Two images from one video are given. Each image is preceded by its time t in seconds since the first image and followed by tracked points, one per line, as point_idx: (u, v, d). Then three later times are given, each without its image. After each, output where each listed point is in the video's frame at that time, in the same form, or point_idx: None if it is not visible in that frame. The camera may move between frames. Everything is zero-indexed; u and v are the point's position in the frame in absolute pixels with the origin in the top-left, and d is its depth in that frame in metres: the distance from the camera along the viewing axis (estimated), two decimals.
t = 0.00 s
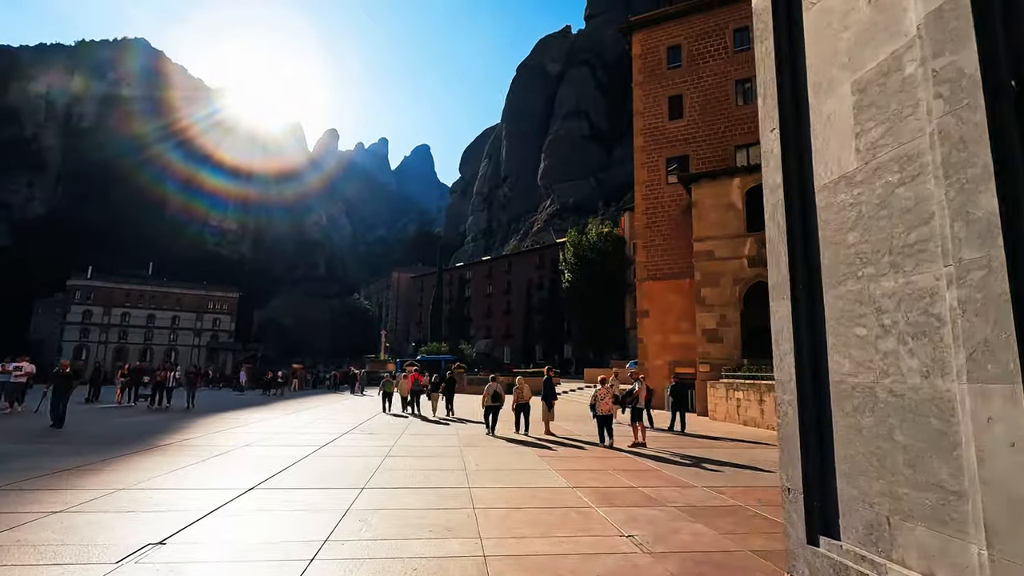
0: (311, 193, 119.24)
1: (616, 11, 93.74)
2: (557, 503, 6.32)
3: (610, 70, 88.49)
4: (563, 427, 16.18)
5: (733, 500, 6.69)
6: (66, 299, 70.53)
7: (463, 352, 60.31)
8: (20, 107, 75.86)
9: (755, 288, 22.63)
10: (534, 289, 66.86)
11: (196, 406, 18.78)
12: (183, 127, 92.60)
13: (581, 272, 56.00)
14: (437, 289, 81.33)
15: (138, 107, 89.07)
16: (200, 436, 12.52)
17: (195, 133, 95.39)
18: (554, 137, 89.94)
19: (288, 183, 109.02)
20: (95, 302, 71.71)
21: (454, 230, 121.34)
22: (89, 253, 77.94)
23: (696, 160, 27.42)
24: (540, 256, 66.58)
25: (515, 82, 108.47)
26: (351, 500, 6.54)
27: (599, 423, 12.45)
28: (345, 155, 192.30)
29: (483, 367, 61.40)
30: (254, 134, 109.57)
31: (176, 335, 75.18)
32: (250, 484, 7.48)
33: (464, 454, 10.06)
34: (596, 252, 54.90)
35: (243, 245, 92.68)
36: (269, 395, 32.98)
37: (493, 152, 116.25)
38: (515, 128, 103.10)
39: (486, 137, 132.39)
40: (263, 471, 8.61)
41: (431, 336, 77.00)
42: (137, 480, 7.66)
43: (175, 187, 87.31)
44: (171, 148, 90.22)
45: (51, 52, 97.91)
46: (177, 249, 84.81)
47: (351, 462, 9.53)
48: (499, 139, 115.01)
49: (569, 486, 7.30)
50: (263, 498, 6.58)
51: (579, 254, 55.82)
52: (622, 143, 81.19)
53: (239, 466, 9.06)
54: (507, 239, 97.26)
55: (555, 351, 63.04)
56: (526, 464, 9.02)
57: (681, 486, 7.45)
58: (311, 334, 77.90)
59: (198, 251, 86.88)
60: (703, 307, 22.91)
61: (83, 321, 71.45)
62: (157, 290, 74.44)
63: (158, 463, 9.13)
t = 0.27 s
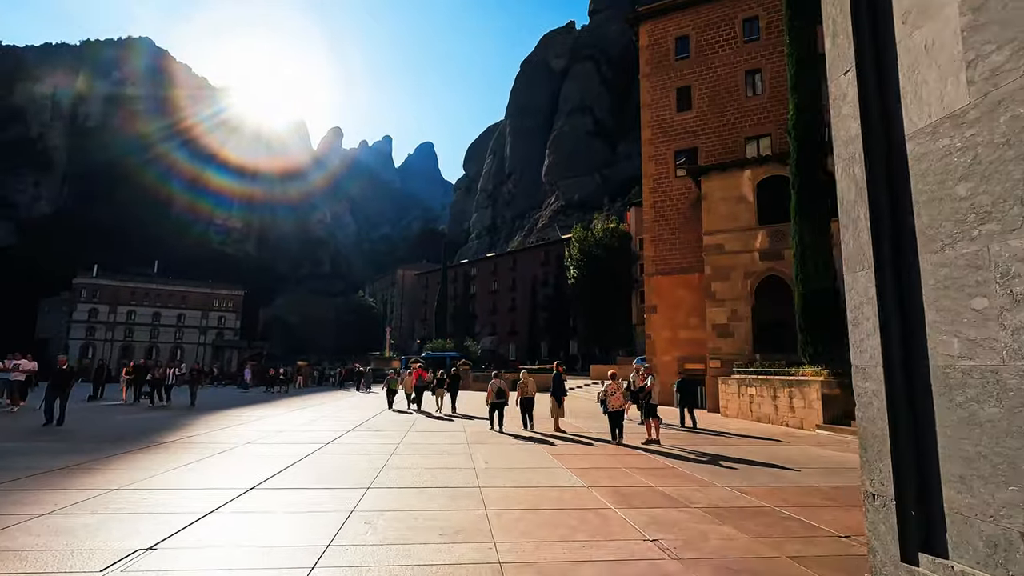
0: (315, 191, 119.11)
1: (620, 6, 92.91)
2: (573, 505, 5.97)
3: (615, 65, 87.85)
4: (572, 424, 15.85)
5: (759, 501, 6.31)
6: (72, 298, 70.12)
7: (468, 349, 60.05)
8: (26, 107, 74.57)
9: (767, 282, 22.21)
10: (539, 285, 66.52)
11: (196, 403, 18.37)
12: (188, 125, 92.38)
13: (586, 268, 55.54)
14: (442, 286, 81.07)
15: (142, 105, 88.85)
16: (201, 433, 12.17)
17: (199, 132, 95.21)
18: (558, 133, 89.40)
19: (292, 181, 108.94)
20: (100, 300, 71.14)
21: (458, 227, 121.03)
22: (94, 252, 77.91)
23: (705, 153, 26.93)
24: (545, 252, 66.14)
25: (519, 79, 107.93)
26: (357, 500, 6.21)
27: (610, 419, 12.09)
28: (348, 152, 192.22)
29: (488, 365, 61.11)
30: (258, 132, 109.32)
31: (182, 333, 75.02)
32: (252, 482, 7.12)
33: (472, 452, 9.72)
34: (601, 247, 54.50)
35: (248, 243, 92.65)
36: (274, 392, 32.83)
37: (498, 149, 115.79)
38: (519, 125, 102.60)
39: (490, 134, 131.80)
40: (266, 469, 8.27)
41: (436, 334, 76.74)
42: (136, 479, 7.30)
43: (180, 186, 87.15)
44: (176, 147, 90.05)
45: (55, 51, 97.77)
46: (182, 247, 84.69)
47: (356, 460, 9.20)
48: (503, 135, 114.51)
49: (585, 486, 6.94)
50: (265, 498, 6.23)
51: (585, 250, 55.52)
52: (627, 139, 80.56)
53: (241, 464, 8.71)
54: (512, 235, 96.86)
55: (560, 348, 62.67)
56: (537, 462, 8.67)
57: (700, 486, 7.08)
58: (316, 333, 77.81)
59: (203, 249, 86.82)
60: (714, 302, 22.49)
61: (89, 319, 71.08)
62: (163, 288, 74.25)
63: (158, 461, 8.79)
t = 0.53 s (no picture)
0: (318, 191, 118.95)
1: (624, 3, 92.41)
2: (589, 513, 5.60)
3: (618, 62, 87.39)
4: (580, 424, 15.48)
5: (786, 509, 5.91)
6: (77, 299, 70.48)
7: (472, 347, 59.74)
8: (31, 107, 74.70)
9: (778, 278, 21.76)
10: (543, 283, 66.14)
11: (197, 405, 18.01)
12: (191, 126, 92.31)
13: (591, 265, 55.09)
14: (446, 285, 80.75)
15: (146, 105, 88.80)
16: (200, 436, 11.83)
17: (203, 132, 95.16)
18: (561, 131, 88.93)
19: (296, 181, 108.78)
20: (105, 301, 71.69)
21: (462, 226, 120.64)
22: (99, 252, 77.99)
23: (713, 147, 26.50)
24: (550, 251, 65.76)
25: (523, 77, 107.52)
26: (359, 509, 5.85)
27: (621, 419, 11.71)
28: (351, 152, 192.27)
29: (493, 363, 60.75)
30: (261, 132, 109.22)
31: (186, 333, 75.16)
32: (249, 489, 6.77)
33: (480, 454, 9.34)
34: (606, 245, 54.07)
35: (252, 243, 92.54)
36: (277, 392, 32.61)
37: (501, 147, 115.34)
38: (523, 123, 102.18)
39: (493, 132, 131.51)
40: (266, 473, 7.92)
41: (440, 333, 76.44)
42: (130, 483, 6.96)
43: (183, 186, 87.08)
44: (180, 147, 90.04)
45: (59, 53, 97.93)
46: (186, 246, 84.59)
47: (359, 464, 8.83)
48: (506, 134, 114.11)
49: (601, 490, 6.58)
50: (262, 506, 5.87)
51: (590, 247, 54.98)
52: (631, 136, 80.08)
53: (239, 468, 8.36)
54: (516, 234, 96.46)
55: (565, 346, 62.28)
56: (547, 465, 8.29)
57: (721, 492, 6.69)
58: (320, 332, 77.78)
59: (207, 249, 86.72)
60: (724, 299, 22.05)
61: (94, 320, 71.50)
62: (167, 289, 74.43)
63: (154, 465, 8.43)
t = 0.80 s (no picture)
0: (322, 189, 118.87)
1: None
2: (605, 518, 5.23)
3: (622, 58, 86.66)
4: (588, 422, 15.10)
5: (817, 513, 5.51)
6: (82, 298, 70.57)
7: (477, 345, 59.44)
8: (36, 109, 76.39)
9: (790, 272, 21.33)
10: (548, 280, 65.72)
11: (198, 403, 17.73)
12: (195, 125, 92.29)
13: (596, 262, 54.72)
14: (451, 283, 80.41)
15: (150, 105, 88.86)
16: (198, 435, 11.50)
17: (206, 132, 95.15)
18: (566, 127, 88.38)
19: (300, 180, 108.74)
20: (110, 300, 71.65)
21: (466, 224, 120.32)
22: (103, 251, 77.58)
23: (721, 140, 26.02)
24: (554, 247, 65.35)
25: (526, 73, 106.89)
26: (359, 514, 5.48)
27: (632, 416, 11.31)
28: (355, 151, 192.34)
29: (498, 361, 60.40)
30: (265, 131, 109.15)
31: (191, 332, 75.34)
32: (243, 492, 6.40)
33: (487, 454, 9.00)
34: (611, 242, 53.71)
35: (256, 242, 92.49)
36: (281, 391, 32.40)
37: (505, 144, 114.83)
38: (526, 120, 101.64)
39: (497, 130, 130.98)
40: (262, 475, 7.55)
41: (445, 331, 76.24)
42: (118, 485, 6.61)
43: (187, 185, 87.04)
44: (184, 147, 90.08)
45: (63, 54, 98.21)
46: (190, 245, 84.56)
47: (361, 465, 8.46)
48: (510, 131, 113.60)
49: (617, 493, 6.21)
50: (255, 511, 5.50)
51: (595, 244, 54.54)
52: (636, 132, 79.46)
53: (236, 469, 8.00)
54: (520, 231, 96.03)
55: (570, 344, 61.89)
56: (559, 465, 7.94)
57: (744, 494, 6.29)
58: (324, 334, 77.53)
59: (211, 248, 86.64)
60: (734, 293, 21.62)
61: (100, 319, 71.44)
62: (171, 288, 74.52)
63: (147, 466, 8.09)
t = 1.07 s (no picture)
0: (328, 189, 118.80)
1: None
2: (629, 529, 4.84)
3: (629, 54, 85.98)
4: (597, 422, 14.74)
5: (856, 523, 5.10)
6: (91, 298, 70.57)
7: (483, 344, 59.13)
8: (44, 111, 78.75)
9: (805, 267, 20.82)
10: (555, 278, 65.28)
11: (199, 404, 17.38)
12: (202, 126, 92.38)
13: (603, 259, 54.24)
14: (457, 281, 80.11)
15: (157, 106, 89.05)
16: (200, 438, 11.12)
17: (213, 132, 95.20)
18: (571, 124, 87.82)
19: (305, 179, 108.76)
20: (118, 300, 71.57)
21: (472, 223, 120.00)
22: (116, 252, 76.75)
23: (733, 133, 25.49)
24: (561, 245, 64.85)
25: (532, 71, 106.35)
26: (365, 526, 5.07)
27: (647, 416, 10.91)
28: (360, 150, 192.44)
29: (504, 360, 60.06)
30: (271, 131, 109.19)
31: (199, 331, 75.39)
32: (241, 500, 6.00)
33: (498, 457, 8.64)
34: (618, 239, 53.20)
35: (262, 242, 92.56)
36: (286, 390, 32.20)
37: (510, 142, 114.39)
38: (532, 117, 101.15)
39: (502, 128, 130.50)
40: (265, 479, 7.17)
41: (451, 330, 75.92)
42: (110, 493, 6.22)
43: (194, 185, 87.26)
44: (191, 147, 90.18)
45: (71, 56, 98.77)
46: (196, 245, 84.54)
47: (367, 470, 8.06)
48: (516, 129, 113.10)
49: (639, 500, 5.82)
50: (252, 522, 5.10)
51: (602, 241, 53.89)
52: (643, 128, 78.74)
53: (239, 473, 7.63)
54: (526, 229, 95.61)
55: (577, 342, 61.43)
56: (574, 469, 7.56)
57: (775, 500, 5.91)
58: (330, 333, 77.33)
59: (218, 248, 86.71)
60: (747, 290, 21.12)
61: (108, 319, 71.43)
62: (178, 288, 74.54)
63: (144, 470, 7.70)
